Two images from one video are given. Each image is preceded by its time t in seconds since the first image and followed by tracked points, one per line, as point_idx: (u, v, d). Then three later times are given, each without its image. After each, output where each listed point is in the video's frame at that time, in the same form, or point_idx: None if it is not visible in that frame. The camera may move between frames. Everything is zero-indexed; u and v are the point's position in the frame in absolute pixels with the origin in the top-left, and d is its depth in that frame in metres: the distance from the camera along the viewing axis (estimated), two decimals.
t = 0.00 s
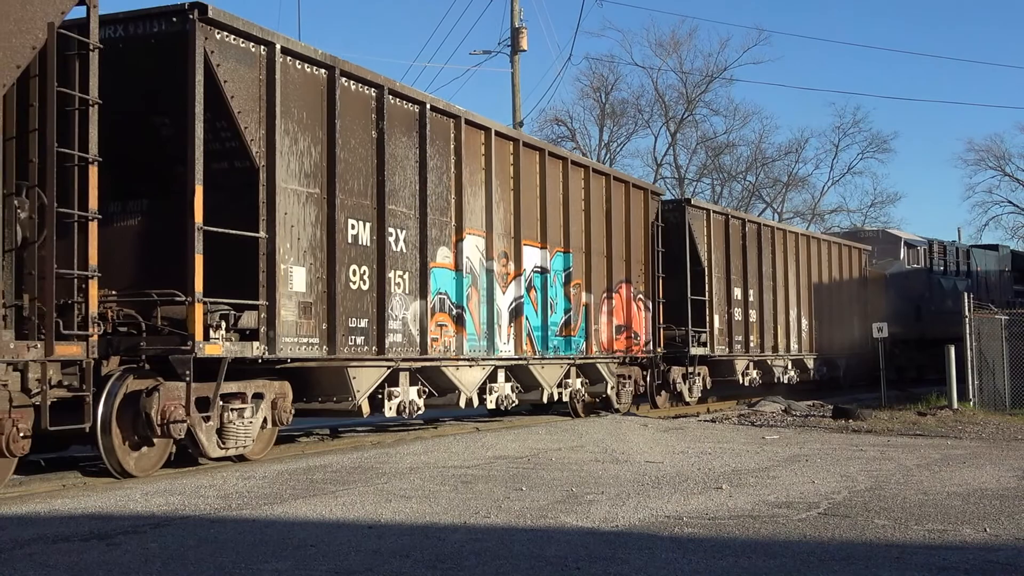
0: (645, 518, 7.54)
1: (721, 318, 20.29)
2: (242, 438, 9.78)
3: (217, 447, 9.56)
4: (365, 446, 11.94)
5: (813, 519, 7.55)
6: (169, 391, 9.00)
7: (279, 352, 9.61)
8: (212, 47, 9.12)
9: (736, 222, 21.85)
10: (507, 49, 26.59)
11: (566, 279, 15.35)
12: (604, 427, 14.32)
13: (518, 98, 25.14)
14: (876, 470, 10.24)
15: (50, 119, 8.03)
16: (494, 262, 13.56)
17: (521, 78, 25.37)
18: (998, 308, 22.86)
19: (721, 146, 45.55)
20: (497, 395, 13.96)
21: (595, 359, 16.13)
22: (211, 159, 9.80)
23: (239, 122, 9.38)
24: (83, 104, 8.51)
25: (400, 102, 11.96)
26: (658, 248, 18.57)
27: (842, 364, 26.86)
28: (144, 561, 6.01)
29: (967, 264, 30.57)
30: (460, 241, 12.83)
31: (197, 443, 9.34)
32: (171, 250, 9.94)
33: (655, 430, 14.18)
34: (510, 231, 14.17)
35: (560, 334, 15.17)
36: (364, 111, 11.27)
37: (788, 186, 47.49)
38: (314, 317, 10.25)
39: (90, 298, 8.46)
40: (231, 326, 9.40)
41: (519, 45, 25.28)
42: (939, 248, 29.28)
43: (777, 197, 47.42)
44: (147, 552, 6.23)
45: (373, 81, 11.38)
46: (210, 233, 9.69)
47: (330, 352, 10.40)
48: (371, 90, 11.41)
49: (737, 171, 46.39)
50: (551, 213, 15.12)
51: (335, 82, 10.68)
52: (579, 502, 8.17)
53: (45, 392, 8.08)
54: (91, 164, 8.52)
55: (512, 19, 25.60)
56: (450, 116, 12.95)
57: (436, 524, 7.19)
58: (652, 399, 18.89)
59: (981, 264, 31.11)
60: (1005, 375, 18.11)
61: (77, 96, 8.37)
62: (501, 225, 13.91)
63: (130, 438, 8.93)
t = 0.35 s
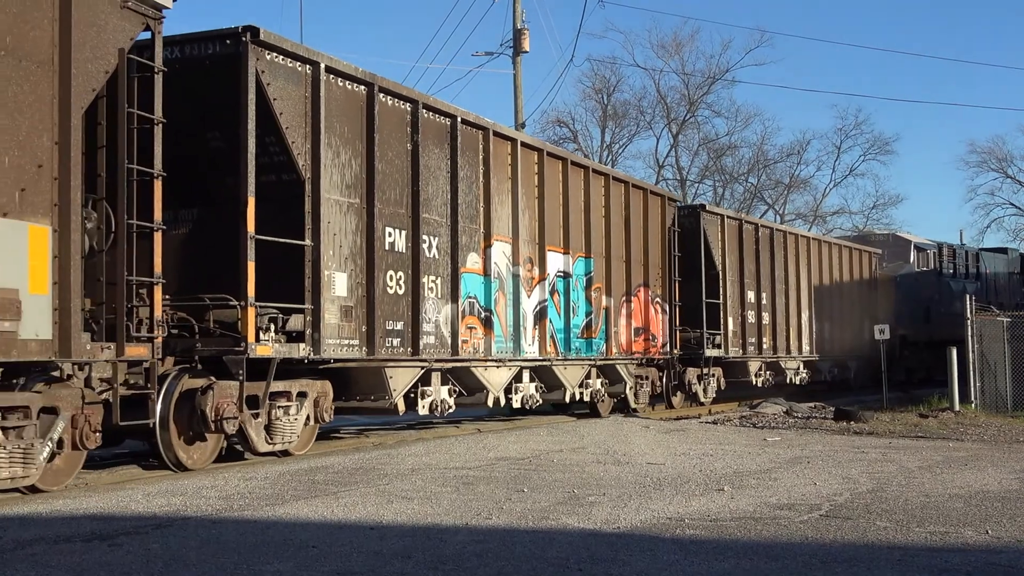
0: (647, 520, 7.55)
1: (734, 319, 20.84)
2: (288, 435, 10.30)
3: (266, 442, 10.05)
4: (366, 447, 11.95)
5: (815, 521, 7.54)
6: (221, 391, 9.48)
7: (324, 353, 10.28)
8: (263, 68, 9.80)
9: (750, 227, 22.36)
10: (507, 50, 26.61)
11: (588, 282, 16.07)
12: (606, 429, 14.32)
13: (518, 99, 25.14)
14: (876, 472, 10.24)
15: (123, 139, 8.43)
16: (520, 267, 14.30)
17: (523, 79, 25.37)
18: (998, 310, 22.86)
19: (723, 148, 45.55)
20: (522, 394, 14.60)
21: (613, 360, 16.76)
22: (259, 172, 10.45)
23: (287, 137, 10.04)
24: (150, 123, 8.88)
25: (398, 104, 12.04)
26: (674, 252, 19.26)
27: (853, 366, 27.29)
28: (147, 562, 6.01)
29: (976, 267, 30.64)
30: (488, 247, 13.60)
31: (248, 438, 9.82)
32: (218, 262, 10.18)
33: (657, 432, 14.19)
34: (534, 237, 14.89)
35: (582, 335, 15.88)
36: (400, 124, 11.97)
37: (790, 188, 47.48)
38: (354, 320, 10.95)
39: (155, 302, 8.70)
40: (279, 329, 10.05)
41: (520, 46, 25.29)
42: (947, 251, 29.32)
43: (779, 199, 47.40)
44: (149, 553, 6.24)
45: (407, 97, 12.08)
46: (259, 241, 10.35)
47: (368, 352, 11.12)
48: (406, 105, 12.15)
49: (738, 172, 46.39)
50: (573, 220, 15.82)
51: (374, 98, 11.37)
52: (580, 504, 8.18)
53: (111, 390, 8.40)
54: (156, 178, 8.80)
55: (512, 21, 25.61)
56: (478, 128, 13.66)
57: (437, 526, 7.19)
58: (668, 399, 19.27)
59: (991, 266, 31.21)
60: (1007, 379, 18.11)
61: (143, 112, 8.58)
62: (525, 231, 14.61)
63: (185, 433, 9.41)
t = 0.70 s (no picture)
0: (649, 521, 7.54)
1: (748, 321, 21.44)
2: (327, 429, 10.98)
3: (306, 438, 10.71)
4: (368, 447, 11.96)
5: (817, 523, 7.53)
6: (269, 391, 10.10)
7: (363, 354, 10.88)
8: (307, 85, 10.38)
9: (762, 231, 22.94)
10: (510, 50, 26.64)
11: (608, 287, 16.85)
12: (607, 430, 14.30)
13: (521, 99, 25.16)
14: (878, 474, 10.21)
15: (182, 157, 9.04)
16: (544, 272, 15.04)
17: (525, 80, 25.36)
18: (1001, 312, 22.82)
19: (725, 149, 45.54)
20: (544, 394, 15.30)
21: (631, 361, 17.42)
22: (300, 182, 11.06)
23: (328, 150, 10.66)
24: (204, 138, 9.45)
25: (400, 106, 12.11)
26: (689, 256, 19.90)
27: (863, 367, 27.78)
28: (149, 562, 6.00)
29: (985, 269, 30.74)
30: (514, 252, 14.33)
31: (290, 434, 10.47)
32: (264, 268, 10.92)
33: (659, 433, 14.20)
34: (556, 243, 15.58)
35: (602, 337, 16.61)
36: (431, 136, 12.60)
37: (792, 189, 47.47)
38: (390, 323, 11.58)
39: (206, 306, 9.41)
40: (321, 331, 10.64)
41: (524, 47, 25.27)
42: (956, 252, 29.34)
43: (781, 200, 47.40)
44: (150, 553, 6.24)
45: (437, 110, 12.72)
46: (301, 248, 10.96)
47: (403, 352, 11.75)
48: (437, 118, 12.77)
49: (741, 173, 46.38)
50: (593, 227, 16.51)
51: (407, 111, 12.00)
52: (583, 505, 8.18)
53: (172, 386, 9.05)
54: (210, 190, 9.36)
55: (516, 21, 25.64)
56: (504, 138, 14.30)
57: (438, 527, 7.17)
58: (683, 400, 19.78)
59: (1001, 268, 31.35)
60: (1010, 380, 18.10)
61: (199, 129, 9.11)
62: (548, 236, 15.29)
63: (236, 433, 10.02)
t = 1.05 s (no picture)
0: (652, 522, 7.54)
1: (762, 322, 21.87)
2: (365, 425, 11.48)
3: (345, 434, 11.22)
4: (370, 447, 11.96)
5: (819, 523, 7.53)
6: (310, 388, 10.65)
7: (398, 354, 11.44)
8: (347, 99, 10.88)
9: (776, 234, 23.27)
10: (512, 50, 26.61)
11: (627, 289, 17.24)
12: (610, 430, 14.33)
13: (524, 99, 25.14)
14: (880, 475, 10.19)
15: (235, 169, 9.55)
16: (567, 275, 15.42)
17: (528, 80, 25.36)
18: (1003, 313, 22.82)
19: (728, 150, 45.51)
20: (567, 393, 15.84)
21: (649, 361, 17.81)
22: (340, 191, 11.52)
23: (367, 161, 11.15)
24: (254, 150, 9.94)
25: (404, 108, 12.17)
26: (705, 259, 20.32)
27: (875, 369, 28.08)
28: (153, 562, 6.01)
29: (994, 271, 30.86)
30: (538, 257, 14.72)
31: (331, 430, 10.99)
32: (309, 271, 11.50)
33: (661, 433, 14.24)
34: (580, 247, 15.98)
35: (621, 338, 16.99)
36: (461, 146, 13.06)
37: (795, 190, 47.44)
38: (423, 324, 12.07)
39: (257, 310, 9.85)
40: (359, 332, 11.13)
41: (526, 48, 25.28)
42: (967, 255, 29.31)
43: (784, 201, 47.38)
44: (153, 553, 6.24)
45: (468, 121, 13.20)
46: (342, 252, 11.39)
47: (436, 353, 12.28)
48: (467, 128, 13.25)
49: (744, 174, 46.36)
50: (614, 231, 16.92)
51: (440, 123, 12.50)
52: (585, 505, 8.18)
53: (224, 384, 9.58)
54: (258, 201, 9.90)
55: (518, 22, 25.61)
56: (530, 147, 14.75)
57: (440, 527, 7.17)
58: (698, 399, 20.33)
59: (1011, 271, 31.47)
60: (1013, 381, 18.06)
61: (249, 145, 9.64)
62: (571, 241, 15.67)
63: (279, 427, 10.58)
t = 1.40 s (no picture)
0: (655, 521, 7.53)
1: (775, 323, 22.27)
2: (400, 423, 12.04)
3: (382, 431, 11.77)
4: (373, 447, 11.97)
5: (823, 523, 7.53)
6: (353, 388, 11.21)
7: (431, 353, 12.00)
8: (384, 112, 11.44)
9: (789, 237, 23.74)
10: (516, 51, 26.64)
11: (647, 291, 17.78)
12: (613, 430, 14.34)
13: (527, 100, 25.17)
14: (884, 475, 10.14)
15: (280, 180, 10.03)
16: (589, 278, 16.01)
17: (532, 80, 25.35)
18: (1007, 311, 22.81)
19: (731, 149, 45.49)
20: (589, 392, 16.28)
21: (667, 361, 18.33)
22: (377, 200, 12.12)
23: (404, 171, 11.75)
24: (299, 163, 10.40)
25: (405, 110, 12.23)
26: (721, 262, 20.79)
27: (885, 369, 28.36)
28: (155, 562, 6.01)
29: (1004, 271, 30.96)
30: (562, 260, 15.33)
31: (368, 427, 11.53)
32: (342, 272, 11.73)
33: (664, 433, 14.26)
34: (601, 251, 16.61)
35: (641, 339, 17.53)
36: (488, 155, 13.67)
37: (799, 190, 47.44)
38: (455, 326, 12.68)
39: (303, 312, 10.34)
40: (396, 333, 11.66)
41: (530, 48, 25.29)
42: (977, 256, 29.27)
43: (788, 200, 47.37)
44: (157, 553, 6.25)
45: (496, 131, 13.82)
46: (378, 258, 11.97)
47: (465, 352, 12.86)
48: (495, 138, 13.86)
49: (747, 174, 46.36)
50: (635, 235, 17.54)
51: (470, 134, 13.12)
52: (589, 505, 8.18)
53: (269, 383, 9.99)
54: (304, 209, 10.32)
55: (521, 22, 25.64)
56: (553, 155, 15.35)
57: (444, 527, 7.17)
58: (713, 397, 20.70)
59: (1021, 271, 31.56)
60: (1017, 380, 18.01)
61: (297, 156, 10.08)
62: (593, 246, 16.29)
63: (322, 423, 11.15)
